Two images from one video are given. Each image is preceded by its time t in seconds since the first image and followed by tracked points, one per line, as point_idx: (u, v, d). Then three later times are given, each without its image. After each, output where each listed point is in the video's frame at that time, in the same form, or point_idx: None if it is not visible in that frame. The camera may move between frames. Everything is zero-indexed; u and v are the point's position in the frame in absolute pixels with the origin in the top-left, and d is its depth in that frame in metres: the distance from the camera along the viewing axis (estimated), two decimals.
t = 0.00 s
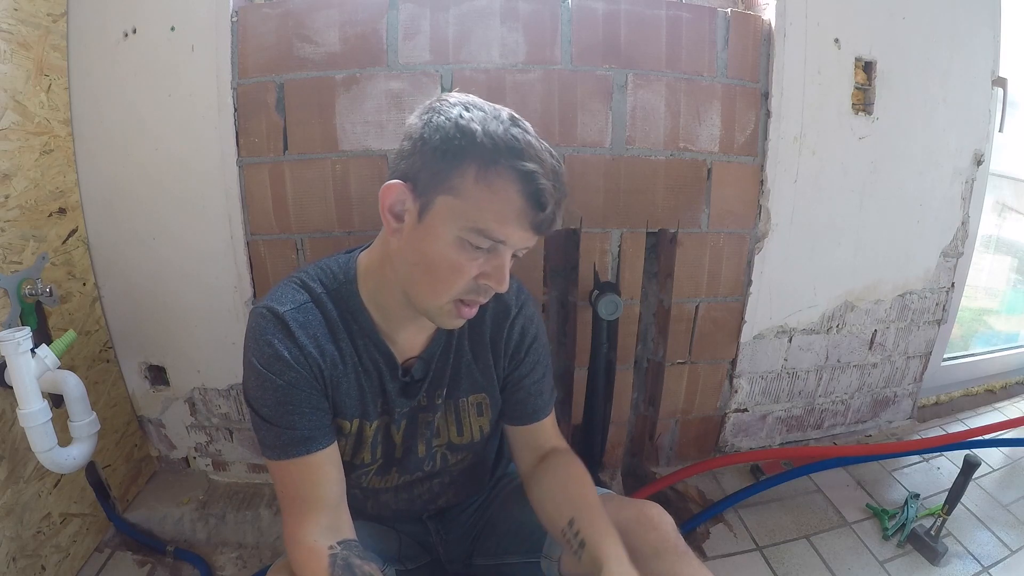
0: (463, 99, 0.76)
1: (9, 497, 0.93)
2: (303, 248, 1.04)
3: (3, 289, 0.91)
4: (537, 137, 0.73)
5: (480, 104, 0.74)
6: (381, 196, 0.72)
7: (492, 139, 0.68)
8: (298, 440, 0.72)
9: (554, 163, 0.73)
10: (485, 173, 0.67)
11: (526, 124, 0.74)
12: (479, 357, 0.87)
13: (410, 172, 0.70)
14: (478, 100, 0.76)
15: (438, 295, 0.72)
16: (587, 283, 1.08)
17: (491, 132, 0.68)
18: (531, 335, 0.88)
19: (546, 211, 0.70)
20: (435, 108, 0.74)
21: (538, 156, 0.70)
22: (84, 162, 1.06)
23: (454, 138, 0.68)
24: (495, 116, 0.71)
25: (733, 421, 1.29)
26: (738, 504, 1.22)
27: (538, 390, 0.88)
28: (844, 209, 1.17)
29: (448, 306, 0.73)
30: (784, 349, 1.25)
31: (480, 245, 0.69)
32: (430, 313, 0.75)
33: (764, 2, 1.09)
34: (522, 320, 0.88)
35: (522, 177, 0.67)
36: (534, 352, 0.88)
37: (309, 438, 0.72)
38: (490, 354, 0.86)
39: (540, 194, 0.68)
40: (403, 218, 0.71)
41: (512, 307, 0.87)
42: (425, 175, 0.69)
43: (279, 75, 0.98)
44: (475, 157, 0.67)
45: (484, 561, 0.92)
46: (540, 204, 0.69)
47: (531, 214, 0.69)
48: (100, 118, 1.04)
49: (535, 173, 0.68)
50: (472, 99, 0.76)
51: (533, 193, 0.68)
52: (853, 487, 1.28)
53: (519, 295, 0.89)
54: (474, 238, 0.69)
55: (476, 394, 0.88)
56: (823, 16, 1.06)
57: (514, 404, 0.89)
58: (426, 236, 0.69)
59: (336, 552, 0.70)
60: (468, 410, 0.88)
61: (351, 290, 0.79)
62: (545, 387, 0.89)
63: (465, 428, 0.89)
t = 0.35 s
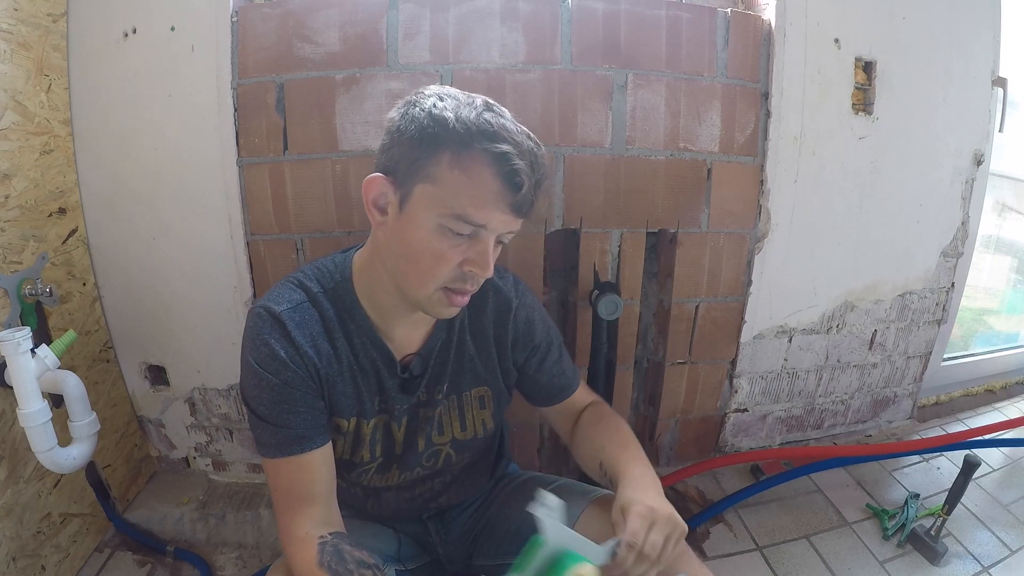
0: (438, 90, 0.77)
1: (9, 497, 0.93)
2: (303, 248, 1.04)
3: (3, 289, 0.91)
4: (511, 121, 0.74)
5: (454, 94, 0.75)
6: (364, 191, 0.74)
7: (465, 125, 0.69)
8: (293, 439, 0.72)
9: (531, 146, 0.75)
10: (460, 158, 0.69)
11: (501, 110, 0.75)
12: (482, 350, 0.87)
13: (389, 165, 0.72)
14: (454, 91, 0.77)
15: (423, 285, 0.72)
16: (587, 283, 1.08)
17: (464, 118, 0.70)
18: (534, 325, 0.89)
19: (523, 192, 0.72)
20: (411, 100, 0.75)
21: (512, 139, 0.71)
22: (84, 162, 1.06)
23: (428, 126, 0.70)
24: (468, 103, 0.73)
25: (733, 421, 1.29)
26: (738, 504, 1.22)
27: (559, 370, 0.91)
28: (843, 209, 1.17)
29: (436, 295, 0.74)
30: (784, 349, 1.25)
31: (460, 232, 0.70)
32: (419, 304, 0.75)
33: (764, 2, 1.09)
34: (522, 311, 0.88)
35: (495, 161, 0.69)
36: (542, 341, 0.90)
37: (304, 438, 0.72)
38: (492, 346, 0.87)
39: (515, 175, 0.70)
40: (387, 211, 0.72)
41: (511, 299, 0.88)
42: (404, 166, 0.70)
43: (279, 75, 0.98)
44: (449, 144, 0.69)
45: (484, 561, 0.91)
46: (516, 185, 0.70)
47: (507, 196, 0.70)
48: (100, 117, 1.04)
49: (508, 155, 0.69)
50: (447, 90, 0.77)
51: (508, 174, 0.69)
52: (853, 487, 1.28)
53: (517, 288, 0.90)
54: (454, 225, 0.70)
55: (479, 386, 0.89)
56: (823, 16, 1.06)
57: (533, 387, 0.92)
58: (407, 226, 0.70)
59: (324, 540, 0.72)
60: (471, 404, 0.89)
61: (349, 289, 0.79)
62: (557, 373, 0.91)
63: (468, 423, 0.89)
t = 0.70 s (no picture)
0: (436, 88, 0.77)
1: (9, 497, 0.93)
2: (303, 248, 1.04)
3: (3, 289, 0.91)
4: (508, 116, 0.74)
5: (452, 90, 0.76)
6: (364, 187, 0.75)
7: (462, 119, 0.70)
8: (295, 440, 0.72)
9: (528, 140, 0.75)
10: (457, 150, 0.69)
11: (498, 105, 0.75)
12: (485, 351, 0.88)
13: (387, 160, 0.73)
14: (452, 88, 0.78)
15: (422, 279, 0.72)
16: (588, 283, 1.08)
17: (461, 112, 0.70)
18: (536, 325, 0.89)
19: (519, 183, 0.72)
20: (409, 98, 0.76)
21: (509, 133, 0.72)
22: (84, 162, 1.06)
23: (425, 121, 0.70)
24: (465, 99, 0.73)
25: (733, 421, 1.29)
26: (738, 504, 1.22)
27: (568, 364, 0.92)
28: (843, 209, 1.17)
29: (435, 289, 0.74)
30: (784, 349, 1.25)
31: (458, 224, 0.70)
32: (419, 298, 0.75)
33: (764, 1, 1.09)
34: (524, 312, 0.89)
35: (492, 152, 0.69)
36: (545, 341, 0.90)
37: (306, 439, 0.72)
38: (495, 345, 0.88)
39: (511, 166, 0.70)
40: (386, 206, 0.73)
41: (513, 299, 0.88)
42: (402, 160, 0.71)
43: (279, 75, 0.98)
44: (446, 137, 0.69)
45: (484, 561, 0.92)
46: (512, 177, 0.70)
47: (504, 188, 0.70)
48: (100, 117, 1.04)
49: (504, 146, 0.69)
50: (446, 88, 0.77)
51: (504, 166, 0.69)
52: (853, 487, 1.28)
53: (520, 289, 0.90)
54: (452, 217, 0.69)
55: (481, 386, 0.89)
56: (823, 16, 1.06)
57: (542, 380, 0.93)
58: (406, 219, 0.71)
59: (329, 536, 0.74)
60: (473, 404, 0.89)
61: (351, 288, 0.79)
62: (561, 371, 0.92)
63: (470, 423, 0.90)
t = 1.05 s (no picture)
0: (441, 88, 0.77)
1: (9, 497, 0.93)
2: (303, 248, 1.04)
3: (3, 289, 0.91)
4: (515, 116, 0.74)
5: (457, 89, 0.76)
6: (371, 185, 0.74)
7: (472, 119, 0.69)
8: (296, 440, 0.72)
9: (536, 140, 0.75)
10: (468, 149, 0.68)
11: (503, 104, 0.75)
12: (488, 352, 0.88)
13: (395, 159, 0.72)
14: (456, 87, 0.78)
15: (432, 277, 0.73)
16: (588, 283, 1.08)
17: (471, 112, 0.70)
18: (536, 328, 0.90)
19: (529, 182, 0.72)
20: (414, 97, 0.75)
21: (519, 133, 0.72)
22: (84, 162, 1.06)
23: (435, 120, 0.69)
24: (473, 98, 0.73)
25: (733, 421, 1.29)
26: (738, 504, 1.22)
27: (552, 378, 0.93)
28: (843, 209, 1.17)
29: (447, 287, 0.74)
30: (784, 349, 1.25)
31: (469, 222, 0.70)
32: (429, 296, 0.76)
33: (764, 2, 1.09)
34: (524, 314, 0.89)
35: (503, 152, 0.69)
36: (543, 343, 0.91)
37: (307, 439, 0.73)
38: (495, 348, 0.88)
39: (522, 166, 0.70)
40: (394, 205, 0.73)
41: (513, 302, 0.89)
42: (411, 160, 0.70)
43: (279, 75, 0.98)
44: (457, 137, 0.69)
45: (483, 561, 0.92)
46: (523, 175, 0.70)
47: (515, 186, 0.70)
48: (100, 117, 1.04)
49: (515, 146, 0.69)
50: (451, 87, 0.77)
51: (516, 165, 0.69)
52: (853, 487, 1.28)
53: (521, 295, 0.91)
54: (463, 215, 0.70)
55: (484, 387, 0.89)
56: (823, 16, 1.06)
57: (539, 382, 0.93)
58: (416, 217, 0.71)
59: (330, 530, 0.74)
60: (475, 404, 0.89)
61: (353, 287, 0.79)
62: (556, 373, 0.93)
63: (472, 423, 0.89)
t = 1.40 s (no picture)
0: (442, 84, 0.77)
1: (9, 497, 0.93)
2: (303, 248, 1.04)
3: (3, 289, 0.91)
4: (517, 111, 0.76)
5: (458, 86, 0.76)
6: (376, 182, 0.74)
7: (477, 114, 0.70)
8: (296, 434, 0.72)
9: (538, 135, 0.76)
10: (475, 144, 0.69)
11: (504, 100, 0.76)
12: (489, 344, 0.88)
13: (400, 155, 0.72)
14: (456, 84, 0.78)
15: (442, 270, 0.74)
16: (588, 283, 1.08)
17: (475, 107, 0.71)
18: (534, 324, 0.91)
19: (534, 175, 0.74)
20: (416, 93, 0.76)
21: (523, 128, 0.73)
22: (84, 162, 1.06)
23: (441, 115, 0.70)
24: (476, 94, 0.74)
25: (733, 421, 1.29)
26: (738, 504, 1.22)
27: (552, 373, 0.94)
28: (844, 209, 1.17)
29: (455, 278, 0.75)
30: (784, 349, 1.25)
31: (477, 214, 0.71)
32: (438, 288, 0.76)
33: (764, 1, 1.08)
34: (523, 311, 0.90)
35: (509, 145, 0.70)
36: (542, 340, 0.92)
37: (306, 433, 0.73)
38: (496, 341, 0.89)
39: (528, 159, 0.71)
40: (400, 200, 0.73)
41: (513, 298, 0.90)
42: (416, 155, 0.71)
43: (279, 75, 0.98)
44: (463, 131, 0.70)
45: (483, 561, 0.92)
46: (528, 168, 0.72)
47: (520, 179, 0.72)
48: (100, 117, 1.04)
49: (520, 139, 0.71)
50: (451, 84, 0.77)
51: (522, 158, 0.71)
52: (853, 487, 1.27)
53: (522, 293, 0.91)
54: (472, 208, 0.71)
55: (487, 380, 0.89)
56: (823, 16, 1.06)
57: (539, 379, 0.92)
58: (425, 211, 0.71)
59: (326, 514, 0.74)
60: (477, 398, 0.88)
61: (355, 281, 0.79)
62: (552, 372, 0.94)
63: (474, 417, 0.89)
